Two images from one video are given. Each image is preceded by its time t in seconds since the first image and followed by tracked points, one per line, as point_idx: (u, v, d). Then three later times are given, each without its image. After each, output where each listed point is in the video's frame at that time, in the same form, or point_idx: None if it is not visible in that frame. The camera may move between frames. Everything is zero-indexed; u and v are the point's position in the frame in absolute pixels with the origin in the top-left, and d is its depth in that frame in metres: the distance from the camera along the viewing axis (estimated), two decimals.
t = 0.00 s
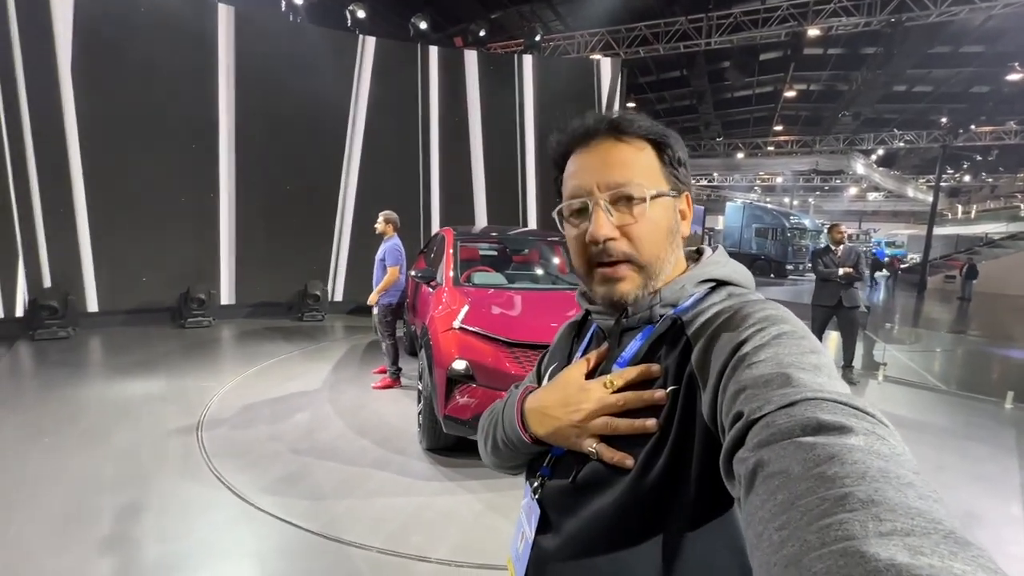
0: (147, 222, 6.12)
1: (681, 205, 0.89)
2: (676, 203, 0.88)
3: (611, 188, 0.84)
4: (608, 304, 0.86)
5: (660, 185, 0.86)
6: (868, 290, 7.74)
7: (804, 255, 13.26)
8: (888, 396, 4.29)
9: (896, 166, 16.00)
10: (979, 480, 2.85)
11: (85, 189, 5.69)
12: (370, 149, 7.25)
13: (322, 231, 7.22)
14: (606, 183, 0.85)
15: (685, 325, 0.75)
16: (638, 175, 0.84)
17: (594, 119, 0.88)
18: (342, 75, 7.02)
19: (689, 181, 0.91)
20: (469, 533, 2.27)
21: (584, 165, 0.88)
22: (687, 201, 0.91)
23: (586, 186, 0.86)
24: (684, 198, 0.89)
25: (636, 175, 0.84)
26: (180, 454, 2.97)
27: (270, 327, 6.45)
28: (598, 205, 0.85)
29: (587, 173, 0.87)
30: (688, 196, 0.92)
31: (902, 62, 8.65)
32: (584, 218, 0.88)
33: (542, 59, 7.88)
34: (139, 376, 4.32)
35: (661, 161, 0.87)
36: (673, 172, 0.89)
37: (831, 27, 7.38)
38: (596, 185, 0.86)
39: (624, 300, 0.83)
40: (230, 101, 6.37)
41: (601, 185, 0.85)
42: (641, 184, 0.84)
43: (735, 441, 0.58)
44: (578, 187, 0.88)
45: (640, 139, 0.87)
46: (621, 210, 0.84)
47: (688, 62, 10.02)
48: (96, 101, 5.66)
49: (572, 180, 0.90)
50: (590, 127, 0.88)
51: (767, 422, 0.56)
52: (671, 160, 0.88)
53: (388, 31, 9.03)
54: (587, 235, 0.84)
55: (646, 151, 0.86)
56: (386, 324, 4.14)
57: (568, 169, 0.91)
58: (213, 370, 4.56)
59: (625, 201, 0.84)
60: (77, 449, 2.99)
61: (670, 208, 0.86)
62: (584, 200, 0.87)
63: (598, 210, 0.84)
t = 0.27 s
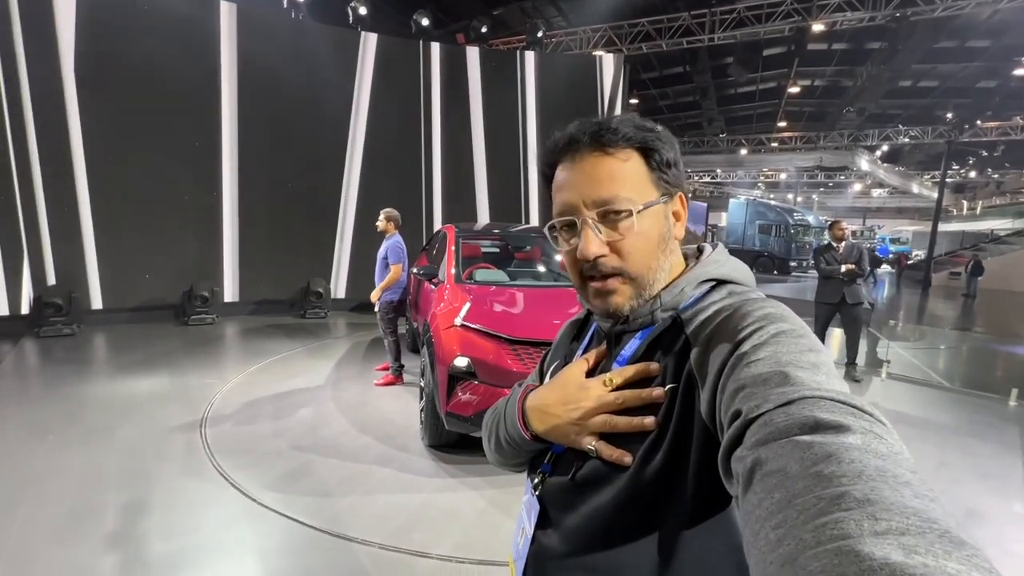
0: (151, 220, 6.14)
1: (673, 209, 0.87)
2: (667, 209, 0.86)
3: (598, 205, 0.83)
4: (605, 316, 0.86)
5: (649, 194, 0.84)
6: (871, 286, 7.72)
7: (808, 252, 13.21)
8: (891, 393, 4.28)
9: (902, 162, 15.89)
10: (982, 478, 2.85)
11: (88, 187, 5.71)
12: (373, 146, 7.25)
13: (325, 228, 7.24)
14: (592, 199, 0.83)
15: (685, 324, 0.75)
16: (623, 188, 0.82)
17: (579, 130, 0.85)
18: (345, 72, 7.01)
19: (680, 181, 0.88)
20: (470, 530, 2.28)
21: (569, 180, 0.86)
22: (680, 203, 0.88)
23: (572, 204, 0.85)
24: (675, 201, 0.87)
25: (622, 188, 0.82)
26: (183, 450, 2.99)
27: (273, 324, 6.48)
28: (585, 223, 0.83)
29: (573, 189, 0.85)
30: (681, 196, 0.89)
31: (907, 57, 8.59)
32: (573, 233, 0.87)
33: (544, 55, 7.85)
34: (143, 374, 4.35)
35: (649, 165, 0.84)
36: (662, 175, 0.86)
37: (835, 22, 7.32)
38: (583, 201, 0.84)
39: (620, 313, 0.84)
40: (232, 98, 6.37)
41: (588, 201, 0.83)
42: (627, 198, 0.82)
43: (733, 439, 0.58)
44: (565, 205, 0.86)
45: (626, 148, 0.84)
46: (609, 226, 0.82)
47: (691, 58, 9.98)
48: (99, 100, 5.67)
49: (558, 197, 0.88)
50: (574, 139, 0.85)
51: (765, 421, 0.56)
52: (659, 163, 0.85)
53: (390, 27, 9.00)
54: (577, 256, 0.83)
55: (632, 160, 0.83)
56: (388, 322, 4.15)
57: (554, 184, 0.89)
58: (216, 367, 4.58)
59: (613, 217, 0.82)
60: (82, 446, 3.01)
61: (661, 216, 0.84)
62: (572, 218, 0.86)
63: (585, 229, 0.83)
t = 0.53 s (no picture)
0: (147, 218, 6.11)
1: (682, 206, 0.87)
2: (676, 204, 0.86)
3: (606, 186, 0.84)
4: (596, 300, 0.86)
5: (660, 187, 0.85)
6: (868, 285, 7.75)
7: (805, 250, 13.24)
8: (888, 392, 4.30)
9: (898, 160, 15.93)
10: (979, 475, 2.86)
11: (84, 185, 5.67)
12: (370, 144, 7.23)
13: (322, 227, 7.22)
14: (601, 179, 0.84)
15: (685, 324, 0.75)
16: (633, 174, 0.83)
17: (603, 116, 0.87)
18: (342, 70, 6.99)
19: (693, 182, 0.89)
20: (469, 529, 2.27)
21: (584, 161, 0.88)
22: (690, 202, 0.88)
23: (582, 182, 0.86)
24: (685, 199, 0.87)
25: (632, 174, 0.83)
26: (181, 450, 2.98)
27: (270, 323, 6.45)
28: (592, 202, 0.84)
29: (585, 169, 0.87)
30: (693, 197, 0.89)
31: (904, 56, 8.61)
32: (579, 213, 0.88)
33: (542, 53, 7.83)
34: (140, 373, 4.33)
35: (664, 160, 0.85)
36: (676, 172, 0.86)
37: (832, 21, 7.34)
38: (593, 181, 0.85)
39: (610, 296, 0.84)
40: (228, 96, 6.34)
41: (597, 181, 0.85)
42: (635, 184, 0.83)
43: (736, 442, 0.58)
44: (575, 183, 0.88)
45: (644, 138, 0.85)
46: (614, 208, 0.83)
47: (688, 57, 9.99)
48: (94, 97, 5.64)
49: (571, 176, 0.90)
50: (595, 124, 0.88)
51: (769, 424, 0.56)
52: (674, 160, 0.86)
53: (387, 25, 8.98)
54: (577, 232, 0.84)
55: (647, 150, 0.85)
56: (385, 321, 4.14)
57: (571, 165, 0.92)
58: (213, 366, 4.57)
59: (619, 199, 0.83)
60: (79, 446, 3.00)
61: (668, 209, 0.85)
62: (580, 196, 0.87)
63: (591, 207, 0.84)
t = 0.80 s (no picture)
0: (142, 218, 6.09)
1: (697, 206, 0.87)
2: (690, 203, 0.86)
3: (621, 176, 0.84)
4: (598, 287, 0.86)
5: (676, 184, 0.85)
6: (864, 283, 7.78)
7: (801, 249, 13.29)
8: (883, 390, 4.32)
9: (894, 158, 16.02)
10: (974, 473, 2.88)
11: (78, 185, 5.64)
12: (367, 144, 7.21)
13: (319, 226, 7.20)
14: (618, 168, 0.85)
15: (689, 327, 0.76)
16: (650, 167, 0.84)
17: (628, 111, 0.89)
18: (339, 69, 6.97)
19: (712, 185, 0.89)
20: (468, 529, 2.27)
21: (607, 152, 0.89)
22: (706, 204, 0.88)
23: (600, 169, 0.87)
24: (701, 201, 0.87)
25: (648, 166, 0.84)
26: (178, 450, 2.97)
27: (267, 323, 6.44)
28: (606, 188, 0.85)
29: (605, 159, 0.88)
30: (709, 200, 0.89)
31: (899, 56, 8.64)
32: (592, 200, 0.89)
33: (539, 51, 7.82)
34: (136, 373, 4.31)
35: (683, 159, 0.86)
36: (694, 172, 0.86)
37: (828, 20, 7.36)
38: (610, 170, 0.86)
39: (611, 283, 0.84)
40: (224, 94, 6.30)
41: (613, 170, 0.85)
42: (650, 176, 0.83)
43: (738, 446, 0.58)
44: (594, 170, 0.89)
45: (667, 135, 0.87)
46: (626, 198, 0.83)
47: (685, 56, 10.01)
48: (88, 96, 5.60)
49: (592, 164, 0.91)
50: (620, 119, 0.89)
51: (771, 428, 0.57)
52: (694, 160, 0.86)
53: (384, 23, 8.94)
54: (587, 216, 0.85)
55: (668, 147, 0.85)
56: (383, 320, 4.14)
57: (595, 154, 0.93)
58: (210, 366, 4.55)
59: (632, 190, 0.83)
60: (75, 446, 2.99)
61: (681, 207, 0.84)
62: (595, 183, 0.88)
63: (604, 194, 0.85)
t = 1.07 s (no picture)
0: (137, 218, 6.07)
1: (694, 207, 0.87)
2: (687, 204, 0.86)
3: (617, 181, 0.84)
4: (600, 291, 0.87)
5: (672, 185, 0.85)
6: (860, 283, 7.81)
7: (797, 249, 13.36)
8: (880, 389, 4.34)
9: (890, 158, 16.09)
10: (969, 471, 2.89)
11: (73, 184, 5.61)
12: (364, 143, 7.19)
13: (316, 226, 7.18)
14: (614, 172, 0.85)
15: (687, 326, 0.76)
16: (646, 170, 0.84)
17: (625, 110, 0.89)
18: (336, 68, 6.95)
19: (708, 183, 0.89)
20: (465, 529, 2.27)
21: (602, 155, 0.88)
22: (703, 204, 0.89)
23: (596, 174, 0.87)
24: (697, 201, 0.87)
25: (643, 170, 0.84)
26: (174, 450, 2.96)
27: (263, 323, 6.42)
28: (603, 195, 0.84)
29: (601, 162, 0.87)
30: (706, 199, 0.89)
31: (895, 56, 8.67)
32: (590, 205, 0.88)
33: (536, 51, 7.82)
34: (132, 373, 4.29)
35: (679, 159, 0.86)
36: (690, 172, 0.87)
37: (825, 21, 7.38)
38: (605, 174, 0.86)
39: (612, 289, 0.84)
40: (220, 93, 6.27)
41: (609, 175, 0.85)
42: (647, 180, 0.83)
43: (738, 445, 0.58)
44: (589, 175, 0.89)
45: (661, 135, 0.86)
46: (623, 202, 0.83)
47: (682, 56, 10.01)
48: (83, 94, 5.57)
49: (587, 168, 0.90)
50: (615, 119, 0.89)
51: (770, 427, 0.57)
52: (689, 160, 0.86)
53: (381, 23, 8.93)
54: (585, 223, 0.85)
55: (663, 148, 0.85)
56: (381, 319, 4.14)
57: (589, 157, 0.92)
58: (206, 366, 4.53)
59: (628, 195, 0.83)
60: (71, 447, 2.97)
61: (678, 209, 0.85)
62: (592, 188, 0.87)
63: (602, 199, 0.84)
